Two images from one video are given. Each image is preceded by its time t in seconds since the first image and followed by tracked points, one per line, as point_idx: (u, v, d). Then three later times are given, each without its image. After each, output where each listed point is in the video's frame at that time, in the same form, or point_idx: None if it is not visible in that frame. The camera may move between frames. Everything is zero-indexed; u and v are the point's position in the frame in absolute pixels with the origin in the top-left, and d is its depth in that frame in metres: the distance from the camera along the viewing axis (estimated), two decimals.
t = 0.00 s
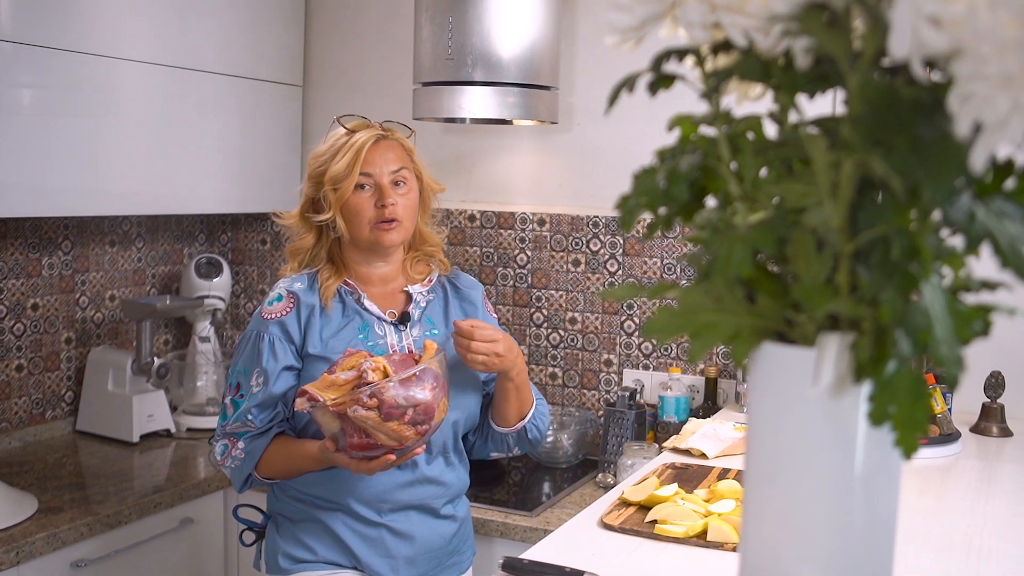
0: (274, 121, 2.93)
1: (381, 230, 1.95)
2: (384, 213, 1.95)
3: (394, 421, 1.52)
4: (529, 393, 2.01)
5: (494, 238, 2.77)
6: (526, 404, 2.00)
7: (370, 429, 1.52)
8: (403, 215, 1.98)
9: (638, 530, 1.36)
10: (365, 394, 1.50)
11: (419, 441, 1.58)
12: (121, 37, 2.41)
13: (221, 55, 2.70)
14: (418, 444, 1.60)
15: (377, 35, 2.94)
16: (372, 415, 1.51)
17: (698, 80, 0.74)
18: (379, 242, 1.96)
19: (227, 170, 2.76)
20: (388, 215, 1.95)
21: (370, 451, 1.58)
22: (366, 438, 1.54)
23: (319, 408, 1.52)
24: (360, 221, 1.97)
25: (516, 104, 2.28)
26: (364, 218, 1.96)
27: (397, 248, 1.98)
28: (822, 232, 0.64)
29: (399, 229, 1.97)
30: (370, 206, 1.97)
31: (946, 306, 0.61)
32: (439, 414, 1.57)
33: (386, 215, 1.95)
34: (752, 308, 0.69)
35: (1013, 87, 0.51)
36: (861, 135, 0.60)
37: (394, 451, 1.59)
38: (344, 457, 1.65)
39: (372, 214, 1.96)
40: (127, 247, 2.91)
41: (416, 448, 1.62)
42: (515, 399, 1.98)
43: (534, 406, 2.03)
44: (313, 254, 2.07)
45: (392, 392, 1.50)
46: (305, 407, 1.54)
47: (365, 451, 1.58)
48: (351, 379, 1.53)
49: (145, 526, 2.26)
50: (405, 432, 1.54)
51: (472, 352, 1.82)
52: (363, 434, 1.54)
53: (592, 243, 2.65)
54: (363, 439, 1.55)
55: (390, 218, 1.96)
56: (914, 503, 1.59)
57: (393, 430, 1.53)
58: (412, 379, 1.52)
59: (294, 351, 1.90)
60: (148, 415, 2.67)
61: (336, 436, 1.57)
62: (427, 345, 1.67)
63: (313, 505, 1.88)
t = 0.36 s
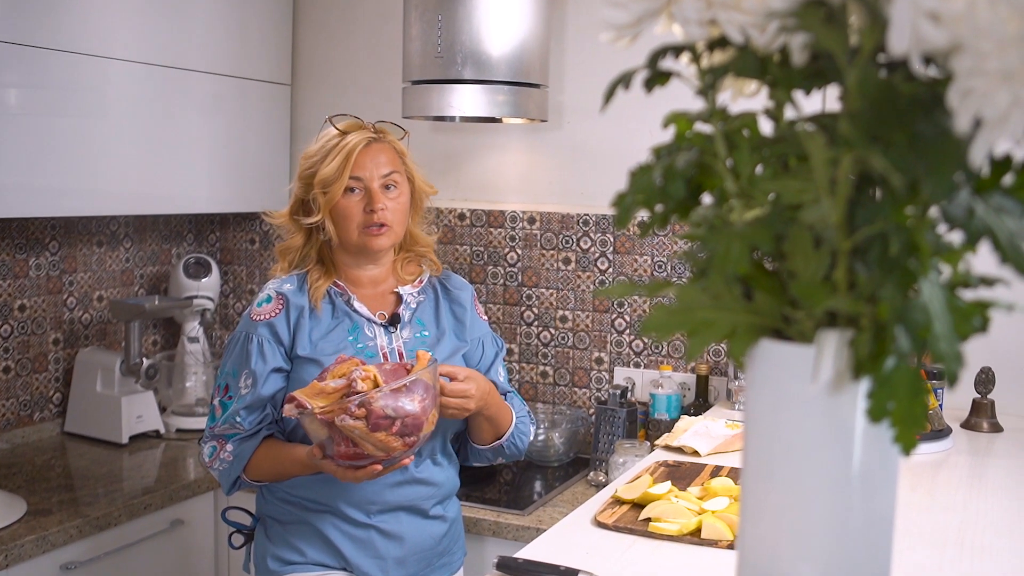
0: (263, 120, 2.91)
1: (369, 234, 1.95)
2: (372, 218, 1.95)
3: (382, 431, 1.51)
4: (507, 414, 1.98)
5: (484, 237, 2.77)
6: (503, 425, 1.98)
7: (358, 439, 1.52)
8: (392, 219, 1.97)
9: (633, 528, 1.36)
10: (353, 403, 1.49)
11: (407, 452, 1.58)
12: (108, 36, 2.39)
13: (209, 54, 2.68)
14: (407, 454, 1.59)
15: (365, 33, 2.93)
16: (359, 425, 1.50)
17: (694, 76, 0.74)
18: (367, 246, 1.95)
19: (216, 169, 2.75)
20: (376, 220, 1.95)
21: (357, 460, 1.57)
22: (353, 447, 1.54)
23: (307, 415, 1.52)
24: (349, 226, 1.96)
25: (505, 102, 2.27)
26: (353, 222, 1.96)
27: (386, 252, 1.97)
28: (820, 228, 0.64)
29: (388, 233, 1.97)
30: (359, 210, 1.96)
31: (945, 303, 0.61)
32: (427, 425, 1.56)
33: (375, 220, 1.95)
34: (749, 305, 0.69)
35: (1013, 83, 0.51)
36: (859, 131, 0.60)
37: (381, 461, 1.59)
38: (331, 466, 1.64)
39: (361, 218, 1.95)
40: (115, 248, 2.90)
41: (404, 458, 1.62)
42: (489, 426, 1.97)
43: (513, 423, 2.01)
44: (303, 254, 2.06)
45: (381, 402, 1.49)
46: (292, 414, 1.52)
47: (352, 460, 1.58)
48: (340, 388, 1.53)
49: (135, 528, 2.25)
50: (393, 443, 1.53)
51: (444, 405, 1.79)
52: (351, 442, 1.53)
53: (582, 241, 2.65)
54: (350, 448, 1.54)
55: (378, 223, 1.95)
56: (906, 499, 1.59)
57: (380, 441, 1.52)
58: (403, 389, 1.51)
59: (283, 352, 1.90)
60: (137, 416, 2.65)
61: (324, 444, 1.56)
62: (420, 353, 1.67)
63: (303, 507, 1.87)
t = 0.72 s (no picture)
0: (250, 114, 2.89)
1: (368, 226, 1.94)
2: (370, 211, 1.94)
3: (364, 433, 1.50)
4: (506, 399, 1.97)
5: (472, 232, 2.76)
6: (501, 408, 1.97)
7: (341, 441, 1.51)
8: (387, 211, 1.96)
9: (624, 524, 1.36)
10: (336, 405, 1.49)
11: (391, 454, 1.57)
12: (93, 29, 2.37)
13: (195, 47, 2.66)
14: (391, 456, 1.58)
15: (352, 26, 2.92)
16: (342, 427, 1.50)
17: (691, 70, 0.74)
18: (365, 239, 1.94)
19: (203, 163, 2.73)
20: (374, 212, 1.94)
21: (341, 462, 1.57)
22: (336, 449, 1.53)
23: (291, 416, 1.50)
24: (346, 220, 1.95)
25: (495, 97, 2.26)
26: (350, 216, 1.94)
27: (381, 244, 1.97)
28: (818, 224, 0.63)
29: (384, 225, 1.96)
30: (356, 204, 1.94)
31: (944, 299, 0.61)
32: (412, 427, 1.55)
33: (373, 213, 1.94)
34: (746, 300, 0.69)
35: (1015, 78, 0.51)
36: (861, 126, 0.60)
37: (364, 463, 1.58)
38: (315, 467, 1.62)
39: (358, 211, 1.94)
40: (100, 242, 2.88)
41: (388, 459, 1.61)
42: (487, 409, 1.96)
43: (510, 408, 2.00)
44: (291, 250, 2.04)
45: (364, 404, 1.49)
46: (276, 415, 1.51)
47: (335, 462, 1.57)
48: (323, 389, 1.52)
49: (120, 524, 2.24)
50: (376, 445, 1.52)
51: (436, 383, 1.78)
52: (334, 445, 1.53)
53: (571, 237, 2.65)
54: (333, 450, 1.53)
55: (376, 216, 1.94)
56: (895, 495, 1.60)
57: (363, 443, 1.51)
58: (386, 391, 1.50)
59: (270, 349, 1.89)
60: (123, 412, 2.64)
61: (307, 445, 1.55)
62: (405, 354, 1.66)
63: (291, 503, 1.87)
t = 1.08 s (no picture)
0: (242, 108, 2.88)
1: (353, 217, 1.93)
2: (355, 201, 1.93)
3: (358, 430, 1.49)
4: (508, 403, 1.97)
5: (465, 228, 2.76)
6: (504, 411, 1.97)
7: (335, 438, 1.50)
8: (375, 202, 1.95)
9: (620, 520, 1.36)
10: (329, 402, 1.48)
11: (387, 449, 1.56)
12: (84, 22, 2.36)
13: (187, 41, 2.65)
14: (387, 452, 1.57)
15: (345, 20, 2.91)
16: (337, 425, 1.48)
17: (694, 64, 0.73)
18: (352, 231, 1.93)
19: (195, 158, 2.72)
20: (360, 202, 1.93)
21: (337, 459, 1.55)
22: (332, 447, 1.52)
23: (284, 415, 1.51)
24: (331, 211, 1.94)
25: (489, 93, 2.26)
26: (335, 207, 1.94)
27: (370, 236, 1.95)
28: (822, 219, 0.63)
29: (372, 216, 1.95)
30: (341, 194, 1.94)
31: (948, 294, 0.61)
32: (407, 422, 1.55)
33: (358, 203, 1.93)
34: (750, 295, 0.68)
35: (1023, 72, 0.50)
36: (867, 120, 0.60)
37: (360, 459, 1.57)
38: (311, 464, 1.62)
39: (344, 201, 1.93)
40: (91, 237, 2.86)
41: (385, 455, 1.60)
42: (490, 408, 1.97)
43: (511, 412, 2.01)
44: (284, 246, 2.04)
45: (357, 401, 1.48)
46: (269, 415, 1.52)
47: (330, 460, 1.56)
48: (316, 387, 1.53)
49: (112, 520, 2.23)
50: (371, 441, 1.51)
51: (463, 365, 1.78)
52: (328, 442, 1.52)
53: (564, 232, 2.64)
54: (328, 447, 1.52)
55: (361, 206, 1.93)
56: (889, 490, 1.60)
57: (358, 439, 1.50)
58: (379, 387, 1.50)
59: (264, 346, 1.88)
60: (114, 407, 2.62)
61: (302, 443, 1.54)
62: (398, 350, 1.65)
63: (286, 499, 1.86)
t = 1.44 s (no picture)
0: (242, 105, 2.87)
1: (350, 213, 1.92)
2: (352, 197, 1.92)
3: (359, 425, 1.49)
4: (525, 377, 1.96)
5: (466, 225, 2.75)
6: (519, 387, 1.96)
7: (336, 434, 1.50)
8: (372, 197, 1.95)
9: (624, 517, 1.35)
10: (328, 398, 1.48)
11: (388, 444, 1.55)
12: (83, 18, 2.35)
13: (187, 37, 2.64)
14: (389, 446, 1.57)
15: (345, 17, 2.90)
16: (336, 420, 1.48)
17: (703, 60, 0.73)
18: (349, 225, 1.93)
19: (194, 154, 2.71)
20: (356, 198, 1.92)
21: (338, 455, 1.55)
22: (332, 442, 1.52)
23: (284, 413, 1.50)
24: (328, 207, 1.94)
25: (490, 89, 2.25)
26: (331, 203, 1.93)
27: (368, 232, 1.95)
28: (834, 216, 0.62)
29: (369, 212, 1.94)
30: (337, 190, 1.94)
31: (963, 290, 0.60)
32: (407, 416, 1.53)
33: (354, 199, 1.92)
34: (760, 292, 0.68)
35: None
36: (880, 115, 0.59)
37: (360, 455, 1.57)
38: (312, 461, 1.61)
39: (340, 196, 1.93)
40: (90, 234, 2.85)
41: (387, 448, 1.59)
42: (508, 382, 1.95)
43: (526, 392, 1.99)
44: (285, 243, 2.04)
45: (356, 396, 1.47)
46: (268, 413, 1.51)
47: (331, 456, 1.55)
48: (314, 383, 1.52)
49: (112, 518, 2.22)
50: (372, 436, 1.51)
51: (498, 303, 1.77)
52: (329, 438, 1.51)
53: (565, 229, 2.64)
54: (330, 443, 1.52)
55: (358, 202, 1.92)
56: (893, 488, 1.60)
57: (358, 434, 1.50)
58: (378, 382, 1.49)
59: (267, 343, 1.88)
60: (114, 405, 2.62)
61: (303, 440, 1.54)
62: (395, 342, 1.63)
63: (289, 497, 1.86)
